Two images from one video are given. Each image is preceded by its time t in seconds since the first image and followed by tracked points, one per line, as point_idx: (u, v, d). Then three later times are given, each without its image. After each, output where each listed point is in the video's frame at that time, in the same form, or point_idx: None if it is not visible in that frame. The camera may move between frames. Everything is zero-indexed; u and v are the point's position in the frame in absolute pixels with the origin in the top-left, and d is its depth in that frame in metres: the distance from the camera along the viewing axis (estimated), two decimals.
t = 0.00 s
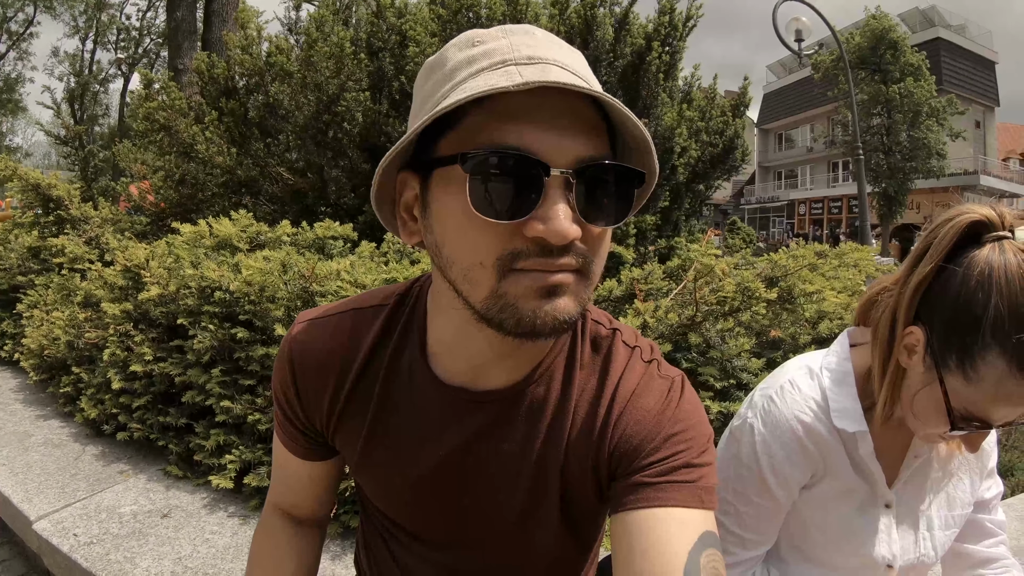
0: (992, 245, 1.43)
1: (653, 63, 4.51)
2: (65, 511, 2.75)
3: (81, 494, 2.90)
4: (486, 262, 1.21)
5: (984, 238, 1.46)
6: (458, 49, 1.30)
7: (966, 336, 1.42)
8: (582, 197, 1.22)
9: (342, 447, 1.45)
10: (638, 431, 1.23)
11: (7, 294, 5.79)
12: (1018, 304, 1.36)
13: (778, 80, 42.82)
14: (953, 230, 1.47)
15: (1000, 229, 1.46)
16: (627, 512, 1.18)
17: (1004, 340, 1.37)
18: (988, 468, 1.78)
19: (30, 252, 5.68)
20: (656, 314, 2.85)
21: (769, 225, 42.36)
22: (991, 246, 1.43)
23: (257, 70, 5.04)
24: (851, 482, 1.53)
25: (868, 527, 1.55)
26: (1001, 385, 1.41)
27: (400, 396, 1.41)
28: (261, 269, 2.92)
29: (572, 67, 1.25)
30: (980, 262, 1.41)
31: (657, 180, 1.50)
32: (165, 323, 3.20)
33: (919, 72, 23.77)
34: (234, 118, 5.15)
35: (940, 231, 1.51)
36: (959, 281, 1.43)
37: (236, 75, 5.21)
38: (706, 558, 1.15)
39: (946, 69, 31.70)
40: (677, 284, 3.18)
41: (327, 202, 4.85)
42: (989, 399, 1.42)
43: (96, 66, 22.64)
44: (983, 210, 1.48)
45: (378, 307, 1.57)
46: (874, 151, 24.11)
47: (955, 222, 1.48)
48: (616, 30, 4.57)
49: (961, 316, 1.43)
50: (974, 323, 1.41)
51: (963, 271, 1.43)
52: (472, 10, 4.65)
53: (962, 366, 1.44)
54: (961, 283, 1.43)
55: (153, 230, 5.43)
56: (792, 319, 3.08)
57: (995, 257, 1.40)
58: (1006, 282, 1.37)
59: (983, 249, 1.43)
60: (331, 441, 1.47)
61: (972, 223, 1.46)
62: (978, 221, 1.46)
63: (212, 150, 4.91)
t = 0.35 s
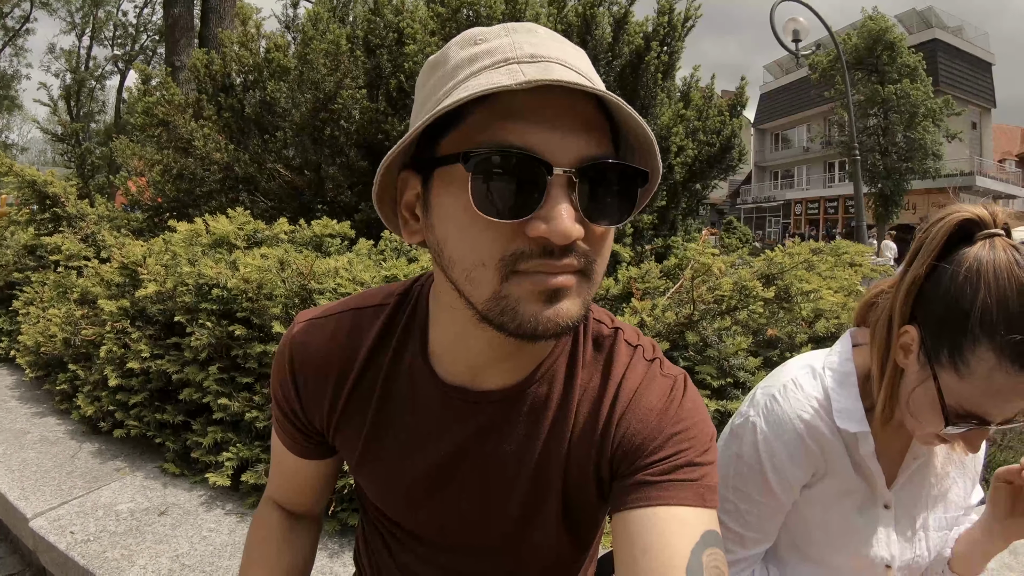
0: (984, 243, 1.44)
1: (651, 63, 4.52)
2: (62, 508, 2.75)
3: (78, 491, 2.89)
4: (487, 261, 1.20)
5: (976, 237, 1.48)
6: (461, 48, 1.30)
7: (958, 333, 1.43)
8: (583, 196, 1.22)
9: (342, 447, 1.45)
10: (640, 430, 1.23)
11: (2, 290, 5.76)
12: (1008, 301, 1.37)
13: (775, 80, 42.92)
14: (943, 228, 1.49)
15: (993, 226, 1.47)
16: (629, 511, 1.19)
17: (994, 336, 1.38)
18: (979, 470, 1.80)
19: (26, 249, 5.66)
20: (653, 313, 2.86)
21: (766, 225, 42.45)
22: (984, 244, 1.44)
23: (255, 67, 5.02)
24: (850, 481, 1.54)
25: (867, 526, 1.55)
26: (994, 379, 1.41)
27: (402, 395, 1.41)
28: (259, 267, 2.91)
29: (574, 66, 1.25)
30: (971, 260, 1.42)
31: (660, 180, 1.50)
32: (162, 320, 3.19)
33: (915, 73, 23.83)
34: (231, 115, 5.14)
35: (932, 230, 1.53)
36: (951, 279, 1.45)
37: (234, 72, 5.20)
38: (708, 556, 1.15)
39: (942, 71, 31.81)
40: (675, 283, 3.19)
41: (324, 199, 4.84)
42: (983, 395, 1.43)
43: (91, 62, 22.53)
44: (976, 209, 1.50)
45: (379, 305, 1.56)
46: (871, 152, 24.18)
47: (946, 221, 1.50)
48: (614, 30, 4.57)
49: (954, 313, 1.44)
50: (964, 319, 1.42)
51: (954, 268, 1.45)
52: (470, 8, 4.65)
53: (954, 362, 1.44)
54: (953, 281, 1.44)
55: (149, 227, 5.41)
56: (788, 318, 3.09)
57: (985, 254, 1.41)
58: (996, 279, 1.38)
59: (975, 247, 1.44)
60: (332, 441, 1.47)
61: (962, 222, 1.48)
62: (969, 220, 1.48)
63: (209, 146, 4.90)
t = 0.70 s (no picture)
0: (963, 237, 1.48)
1: (649, 63, 4.52)
2: (56, 505, 2.74)
3: (72, 488, 2.89)
4: (485, 259, 1.21)
5: (956, 232, 1.51)
6: (460, 46, 1.30)
7: (939, 323, 1.45)
8: (581, 196, 1.23)
9: (339, 447, 1.44)
10: (637, 428, 1.24)
11: None
12: (984, 289, 1.40)
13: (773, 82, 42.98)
14: (924, 224, 1.53)
15: (972, 222, 1.51)
16: (626, 510, 1.19)
17: (972, 324, 1.41)
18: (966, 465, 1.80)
19: (21, 245, 5.64)
20: (649, 312, 2.87)
21: (763, 226, 42.53)
22: (963, 238, 1.48)
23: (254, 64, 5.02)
24: (845, 479, 1.54)
25: (860, 521, 1.56)
26: (977, 368, 1.43)
27: (399, 395, 1.41)
28: (255, 263, 2.91)
29: (572, 65, 1.25)
30: (949, 253, 1.46)
31: (657, 180, 1.51)
32: (157, 317, 3.18)
33: (913, 75, 23.88)
34: (229, 112, 5.13)
35: (914, 228, 1.56)
36: (931, 272, 1.48)
37: (232, 69, 5.19)
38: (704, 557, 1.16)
39: (939, 73, 31.88)
40: (671, 282, 3.20)
41: (321, 197, 4.83)
42: (967, 385, 1.45)
43: (88, 58, 22.42)
44: (954, 205, 1.53)
45: (375, 305, 1.56)
46: (868, 153, 24.24)
47: (926, 217, 1.54)
48: (613, 30, 4.57)
49: (934, 305, 1.46)
50: (943, 310, 1.44)
51: (933, 261, 1.48)
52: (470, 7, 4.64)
53: (936, 352, 1.46)
54: (932, 274, 1.48)
55: (146, 224, 5.40)
56: (784, 319, 3.10)
57: (963, 247, 1.45)
58: (972, 269, 1.42)
59: (954, 241, 1.48)
60: (329, 441, 1.46)
61: (941, 217, 1.52)
62: (947, 215, 1.52)
63: (206, 143, 4.89)
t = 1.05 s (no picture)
0: (959, 235, 1.47)
1: (648, 63, 4.50)
2: (54, 509, 2.74)
3: (71, 492, 2.88)
4: (467, 257, 1.20)
5: (952, 229, 1.51)
6: (445, 49, 1.30)
7: (933, 320, 1.44)
8: (563, 194, 1.22)
9: (332, 448, 1.43)
10: (626, 430, 1.24)
11: None
12: (979, 285, 1.40)
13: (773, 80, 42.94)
14: (919, 222, 1.52)
15: (968, 220, 1.50)
16: (612, 512, 1.19)
17: (967, 321, 1.40)
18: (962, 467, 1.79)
19: (21, 249, 5.64)
20: (648, 313, 2.86)
21: (764, 225, 42.48)
22: (958, 235, 1.48)
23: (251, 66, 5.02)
24: (839, 479, 1.54)
25: (855, 523, 1.55)
26: (972, 366, 1.42)
27: (391, 398, 1.40)
28: (251, 267, 2.90)
29: (555, 65, 1.25)
30: (945, 251, 1.45)
31: (644, 177, 1.50)
32: (155, 321, 3.18)
33: (913, 73, 23.84)
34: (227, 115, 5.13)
35: (908, 226, 1.56)
36: (927, 270, 1.47)
37: (229, 71, 5.18)
38: (689, 559, 1.16)
39: (940, 71, 31.81)
40: (670, 283, 3.19)
41: (320, 199, 4.82)
42: (963, 381, 1.44)
43: (88, 61, 22.42)
44: (950, 204, 1.52)
45: (369, 308, 1.55)
46: (868, 151, 24.20)
47: (921, 216, 1.53)
48: (612, 30, 4.56)
49: (927, 304, 1.46)
50: (938, 308, 1.44)
51: (930, 259, 1.48)
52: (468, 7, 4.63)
53: (931, 349, 1.46)
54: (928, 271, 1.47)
55: (145, 227, 5.40)
56: (784, 319, 3.09)
57: (960, 246, 1.44)
58: (967, 266, 1.41)
59: (950, 238, 1.48)
60: (322, 444, 1.45)
61: (937, 216, 1.51)
62: (943, 214, 1.51)
63: (204, 146, 4.89)
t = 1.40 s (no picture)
0: (962, 231, 1.47)
1: (648, 61, 4.49)
2: (57, 509, 2.74)
3: (73, 493, 2.89)
4: (468, 254, 1.20)
5: (955, 225, 1.50)
6: (445, 46, 1.29)
7: (936, 317, 1.44)
8: (564, 191, 1.22)
9: (333, 447, 1.42)
10: (626, 428, 1.23)
11: None
12: (982, 280, 1.39)
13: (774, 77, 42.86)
14: (922, 219, 1.52)
15: (972, 216, 1.50)
16: (613, 509, 1.19)
17: (971, 317, 1.39)
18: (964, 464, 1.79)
19: (23, 250, 5.66)
20: (648, 310, 2.86)
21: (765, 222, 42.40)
22: (962, 232, 1.47)
23: (251, 67, 5.02)
24: (840, 476, 1.53)
25: (856, 519, 1.55)
26: (975, 365, 1.41)
27: (392, 397, 1.39)
28: (252, 266, 2.90)
29: (557, 62, 1.25)
30: (949, 247, 1.44)
31: (645, 173, 1.51)
32: (156, 320, 3.18)
33: (913, 69, 23.77)
34: (227, 115, 5.13)
35: (910, 223, 1.55)
36: (930, 268, 1.47)
37: (230, 72, 5.18)
38: (690, 557, 1.17)
39: (941, 66, 31.70)
40: (671, 280, 3.18)
41: (320, 199, 4.82)
42: (968, 379, 1.43)
43: (89, 63, 22.45)
44: (954, 200, 1.52)
45: (369, 307, 1.55)
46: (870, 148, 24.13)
47: (924, 212, 1.52)
48: (612, 28, 4.55)
49: (931, 300, 1.45)
50: (942, 307, 1.43)
51: (933, 255, 1.47)
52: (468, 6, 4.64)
53: (935, 347, 1.45)
54: (931, 270, 1.46)
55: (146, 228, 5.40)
56: (785, 315, 3.08)
57: (964, 242, 1.44)
58: (971, 262, 1.40)
59: (953, 235, 1.47)
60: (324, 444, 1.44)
61: (941, 212, 1.50)
62: (947, 210, 1.50)
63: (205, 147, 4.89)
